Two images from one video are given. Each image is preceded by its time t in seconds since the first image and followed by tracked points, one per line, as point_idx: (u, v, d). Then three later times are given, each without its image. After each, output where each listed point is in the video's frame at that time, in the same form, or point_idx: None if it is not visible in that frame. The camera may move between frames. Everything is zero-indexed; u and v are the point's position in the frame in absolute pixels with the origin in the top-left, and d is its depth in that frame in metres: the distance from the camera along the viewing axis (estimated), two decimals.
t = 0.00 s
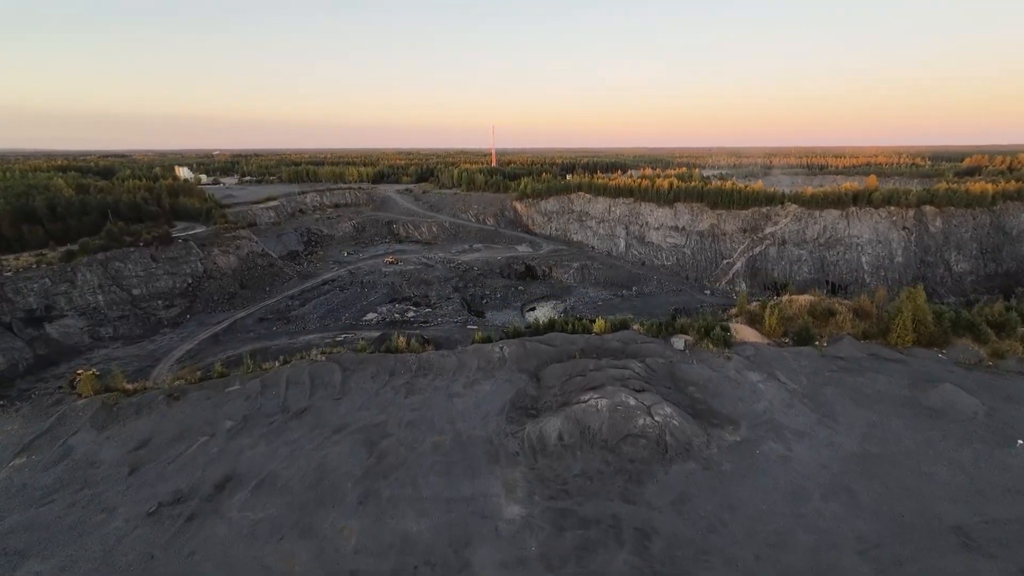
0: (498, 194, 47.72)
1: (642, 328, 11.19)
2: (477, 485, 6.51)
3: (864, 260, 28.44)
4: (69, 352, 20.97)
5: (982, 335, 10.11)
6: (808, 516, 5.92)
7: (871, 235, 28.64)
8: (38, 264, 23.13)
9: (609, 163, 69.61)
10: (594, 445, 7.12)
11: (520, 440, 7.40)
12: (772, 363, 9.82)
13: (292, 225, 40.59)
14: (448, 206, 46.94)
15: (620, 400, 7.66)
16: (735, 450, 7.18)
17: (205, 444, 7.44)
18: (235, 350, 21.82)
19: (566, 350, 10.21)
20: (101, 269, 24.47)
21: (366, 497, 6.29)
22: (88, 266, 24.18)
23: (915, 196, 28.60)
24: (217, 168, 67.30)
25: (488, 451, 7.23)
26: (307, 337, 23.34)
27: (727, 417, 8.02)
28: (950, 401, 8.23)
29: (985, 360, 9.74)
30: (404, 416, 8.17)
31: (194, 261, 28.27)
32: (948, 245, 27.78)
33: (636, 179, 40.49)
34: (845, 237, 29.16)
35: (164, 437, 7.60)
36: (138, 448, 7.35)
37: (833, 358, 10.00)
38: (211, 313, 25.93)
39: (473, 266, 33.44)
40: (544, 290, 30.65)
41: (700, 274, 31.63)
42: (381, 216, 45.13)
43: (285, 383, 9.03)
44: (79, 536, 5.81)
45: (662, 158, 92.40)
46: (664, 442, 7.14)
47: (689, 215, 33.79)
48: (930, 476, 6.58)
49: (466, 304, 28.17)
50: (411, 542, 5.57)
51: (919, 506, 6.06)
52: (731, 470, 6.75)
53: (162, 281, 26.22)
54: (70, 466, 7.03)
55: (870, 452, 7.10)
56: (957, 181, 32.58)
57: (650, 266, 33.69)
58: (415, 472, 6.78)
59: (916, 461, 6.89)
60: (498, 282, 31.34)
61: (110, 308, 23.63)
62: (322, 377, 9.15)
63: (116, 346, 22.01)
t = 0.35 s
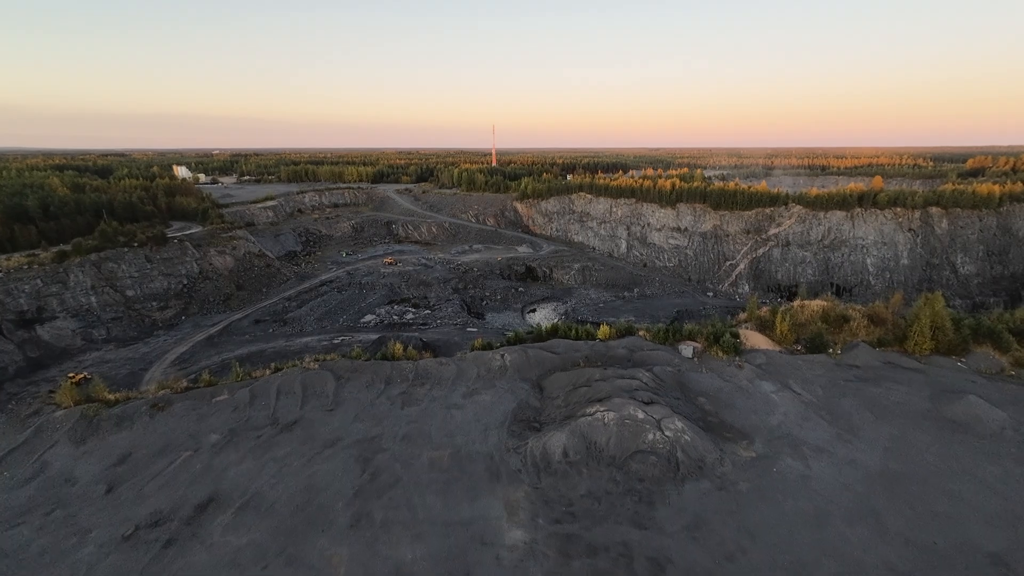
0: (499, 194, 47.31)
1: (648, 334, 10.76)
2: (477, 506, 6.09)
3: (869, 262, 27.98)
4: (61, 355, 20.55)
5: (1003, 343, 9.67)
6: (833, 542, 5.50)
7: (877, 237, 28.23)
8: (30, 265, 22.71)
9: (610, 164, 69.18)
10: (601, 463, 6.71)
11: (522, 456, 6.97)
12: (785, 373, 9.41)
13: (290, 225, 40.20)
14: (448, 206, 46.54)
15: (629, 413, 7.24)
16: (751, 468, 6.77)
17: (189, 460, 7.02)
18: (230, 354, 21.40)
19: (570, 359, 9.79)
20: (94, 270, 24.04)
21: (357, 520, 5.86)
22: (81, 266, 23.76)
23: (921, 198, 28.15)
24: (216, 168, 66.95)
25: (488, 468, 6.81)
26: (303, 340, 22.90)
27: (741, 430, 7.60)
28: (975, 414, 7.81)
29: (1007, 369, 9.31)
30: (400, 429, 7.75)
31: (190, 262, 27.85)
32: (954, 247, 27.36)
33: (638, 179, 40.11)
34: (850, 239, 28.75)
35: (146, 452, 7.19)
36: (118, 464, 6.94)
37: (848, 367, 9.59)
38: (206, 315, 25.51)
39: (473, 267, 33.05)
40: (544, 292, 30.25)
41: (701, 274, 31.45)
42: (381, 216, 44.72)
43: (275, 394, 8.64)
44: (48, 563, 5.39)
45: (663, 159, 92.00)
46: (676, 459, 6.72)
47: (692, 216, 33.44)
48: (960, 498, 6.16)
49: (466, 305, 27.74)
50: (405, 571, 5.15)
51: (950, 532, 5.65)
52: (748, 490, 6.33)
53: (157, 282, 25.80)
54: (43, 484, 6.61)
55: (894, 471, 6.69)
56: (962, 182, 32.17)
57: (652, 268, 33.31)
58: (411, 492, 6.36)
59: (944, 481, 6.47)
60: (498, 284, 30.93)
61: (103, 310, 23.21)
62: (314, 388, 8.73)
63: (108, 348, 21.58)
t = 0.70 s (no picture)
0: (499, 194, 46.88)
1: (655, 340, 10.34)
2: (477, 529, 5.68)
3: (875, 263, 27.55)
4: (52, 357, 20.13)
5: None
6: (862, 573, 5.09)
7: (882, 238, 27.82)
8: (21, 265, 22.29)
9: (611, 164, 68.75)
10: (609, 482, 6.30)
11: (525, 474, 6.56)
12: (799, 382, 8.98)
13: (288, 225, 39.78)
14: (448, 206, 46.14)
15: (637, 428, 6.83)
16: (769, 488, 6.36)
17: (171, 478, 6.60)
18: (225, 356, 20.98)
19: (574, 367, 9.38)
20: (87, 271, 23.61)
21: (348, 546, 5.45)
22: (74, 267, 23.33)
23: (927, 199, 27.77)
24: (215, 167, 66.59)
25: (489, 487, 6.40)
26: (300, 342, 22.49)
27: (756, 446, 7.19)
28: (1002, 428, 7.41)
29: None
30: (395, 443, 7.33)
31: (185, 262, 27.41)
32: (961, 248, 26.96)
33: (639, 179, 39.69)
34: (855, 240, 28.32)
35: (125, 467, 6.78)
36: (94, 482, 6.52)
37: (865, 377, 9.17)
38: (201, 316, 25.07)
39: (473, 268, 32.63)
40: (545, 293, 29.82)
41: (703, 275, 31.02)
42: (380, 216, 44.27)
43: (265, 404, 8.22)
44: None
45: (664, 159, 91.59)
46: (688, 478, 6.32)
47: (694, 217, 33.07)
48: (994, 522, 5.76)
49: (466, 307, 27.31)
50: None
51: (987, 560, 5.25)
52: (766, 513, 5.93)
53: (151, 283, 25.36)
54: (13, 504, 6.19)
55: (920, 491, 6.29)
56: (968, 183, 31.76)
57: (654, 269, 32.83)
58: (406, 514, 5.94)
59: (975, 504, 6.07)
60: (498, 285, 30.49)
61: (96, 311, 22.76)
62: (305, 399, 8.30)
63: (101, 351, 21.16)
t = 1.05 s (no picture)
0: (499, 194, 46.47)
1: (661, 349, 9.93)
2: (475, 559, 5.28)
3: (880, 267, 27.11)
4: (42, 359, 19.71)
5: None
6: None
7: (887, 242, 27.43)
8: (12, 264, 21.89)
9: (613, 164, 68.30)
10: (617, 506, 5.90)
11: (526, 495, 6.15)
12: (813, 395, 8.58)
13: (286, 225, 39.36)
14: (447, 206, 45.70)
15: (646, 446, 6.43)
16: (786, 512, 5.95)
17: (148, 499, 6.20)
18: (219, 359, 20.56)
19: (577, 377, 8.97)
20: (79, 270, 23.18)
21: None
22: (66, 267, 22.90)
23: (933, 201, 27.40)
24: (214, 165, 66.15)
25: (487, 509, 5.99)
26: (296, 344, 22.06)
27: (772, 465, 6.78)
28: None
29: None
30: (388, 460, 6.92)
31: (181, 262, 27.00)
32: (967, 252, 26.55)
33: (641, 180, 39.30)
34: (860, 243, 27.92)
35: (100, 487, 6.38)
36: (66, 503, 6.12)
37: (883, 389, 8.76)
38: (196, 317, 24.66)
39: (473, 270, 32.20)
40: (546, 295, 29.40)
41: (706, 278, 30.57)
42: (379, 216, 43.85)
43: (252, 417, 7.82)
44: None
45: (666, 160, 91.08)
46: (702, 501, 5.90)
47: (697, 218, 32.67)
48: None
49: (465, 309, 26.89)
50: None
51: None
52: (785, 541, 5.52)
53: (145, 283, 24.95)
54: None
55: (949, 517, 5.89)
56: (974, 186, 31.35)
57: (656, 271, 32.33)
58: (398, 540, 5.53)
59: (1008, 531, 5.67)
60: (498, 286, 30.06)
61: (88, 311, 22.35)
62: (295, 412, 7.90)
63: (93, 352, 20.73)
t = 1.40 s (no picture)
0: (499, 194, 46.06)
1: (668, 359, 9.53)
2: None
3: (884, 272, 26.71)
4: (30, 359, 19.24)
5: None
6: None
7: (892, 246, 27.06)
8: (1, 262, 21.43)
9: (614, 165, 67.94)
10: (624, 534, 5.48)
11: (527, 520, 5.74)
12: (828, 410, 8.17)
13: (284, 223, 38.90)
14: (447, 206, 45.27)
15: (655, 467, 6.00)
16: (806, 541, 5.55)
17: (120, 521, 5.78)
18: (212, 361, 20.10)
19: (580, 390, 8.56)
20: (70, 269, 22.68)
21: None
22: (57, 265, 22.45)
23: (939, 206, 27.05)
24: (212, 163, 65.67)
25: (485, 536, 5.57)
26: (292, 346, 21.61)
27: (788, 489, 6.37)
28: None
29: None
30: (379, 478, 6.51)
31: (175, 261, 26.53)
32: (972, 258, 26.19)
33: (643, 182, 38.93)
34: (864, 247, 27.55)
35: (70, 507, 5.97)
36: (32, 526, 5.70)
37: (901, 404, 8.35)
38: (190, 317, 24.19)
39: (472, 271, 31.79)
40: (545, 297, 28.97)
41: (708, 281, 30.13)
42: (377, 215, 43.40)
43: (237, 430, 7.40)
44: None
45: (666, 162, 90.70)
46: (715, 529, 5.48)
47: (699, 221, 32.27)
48: None
49: (464, 311, 26.47)
50: None
51: None
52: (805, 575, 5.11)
53: (138, 282, 24.48)
54: None
55: (980, 549, 5.49)
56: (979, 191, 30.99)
57: (657, 274, 31.96)
58: (389, 570, 5.12)
59: None
60: (497, 288, 29.63)
61: (79, 311, 21.88)
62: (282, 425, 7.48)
63: (83, 353, 20.28)
